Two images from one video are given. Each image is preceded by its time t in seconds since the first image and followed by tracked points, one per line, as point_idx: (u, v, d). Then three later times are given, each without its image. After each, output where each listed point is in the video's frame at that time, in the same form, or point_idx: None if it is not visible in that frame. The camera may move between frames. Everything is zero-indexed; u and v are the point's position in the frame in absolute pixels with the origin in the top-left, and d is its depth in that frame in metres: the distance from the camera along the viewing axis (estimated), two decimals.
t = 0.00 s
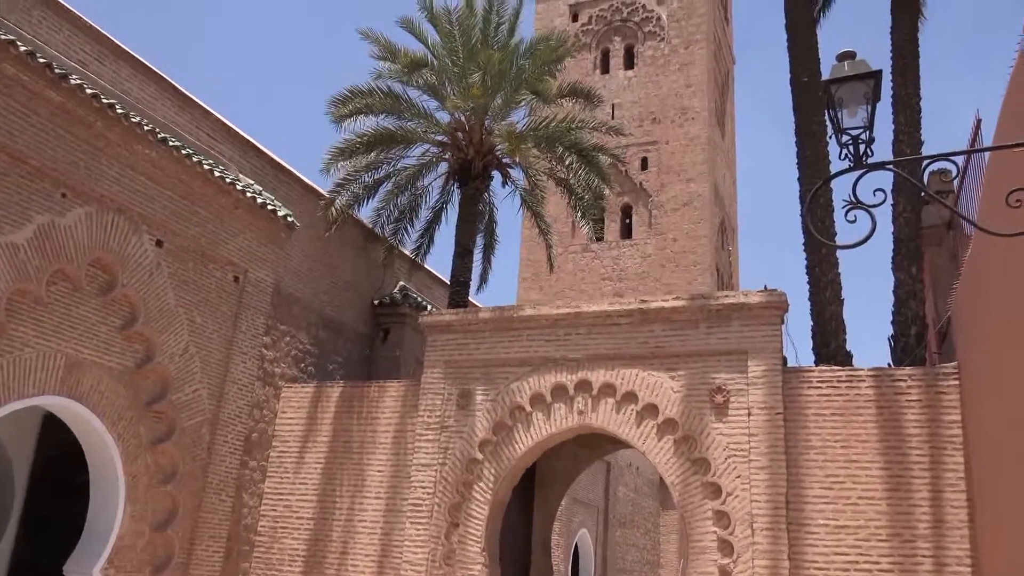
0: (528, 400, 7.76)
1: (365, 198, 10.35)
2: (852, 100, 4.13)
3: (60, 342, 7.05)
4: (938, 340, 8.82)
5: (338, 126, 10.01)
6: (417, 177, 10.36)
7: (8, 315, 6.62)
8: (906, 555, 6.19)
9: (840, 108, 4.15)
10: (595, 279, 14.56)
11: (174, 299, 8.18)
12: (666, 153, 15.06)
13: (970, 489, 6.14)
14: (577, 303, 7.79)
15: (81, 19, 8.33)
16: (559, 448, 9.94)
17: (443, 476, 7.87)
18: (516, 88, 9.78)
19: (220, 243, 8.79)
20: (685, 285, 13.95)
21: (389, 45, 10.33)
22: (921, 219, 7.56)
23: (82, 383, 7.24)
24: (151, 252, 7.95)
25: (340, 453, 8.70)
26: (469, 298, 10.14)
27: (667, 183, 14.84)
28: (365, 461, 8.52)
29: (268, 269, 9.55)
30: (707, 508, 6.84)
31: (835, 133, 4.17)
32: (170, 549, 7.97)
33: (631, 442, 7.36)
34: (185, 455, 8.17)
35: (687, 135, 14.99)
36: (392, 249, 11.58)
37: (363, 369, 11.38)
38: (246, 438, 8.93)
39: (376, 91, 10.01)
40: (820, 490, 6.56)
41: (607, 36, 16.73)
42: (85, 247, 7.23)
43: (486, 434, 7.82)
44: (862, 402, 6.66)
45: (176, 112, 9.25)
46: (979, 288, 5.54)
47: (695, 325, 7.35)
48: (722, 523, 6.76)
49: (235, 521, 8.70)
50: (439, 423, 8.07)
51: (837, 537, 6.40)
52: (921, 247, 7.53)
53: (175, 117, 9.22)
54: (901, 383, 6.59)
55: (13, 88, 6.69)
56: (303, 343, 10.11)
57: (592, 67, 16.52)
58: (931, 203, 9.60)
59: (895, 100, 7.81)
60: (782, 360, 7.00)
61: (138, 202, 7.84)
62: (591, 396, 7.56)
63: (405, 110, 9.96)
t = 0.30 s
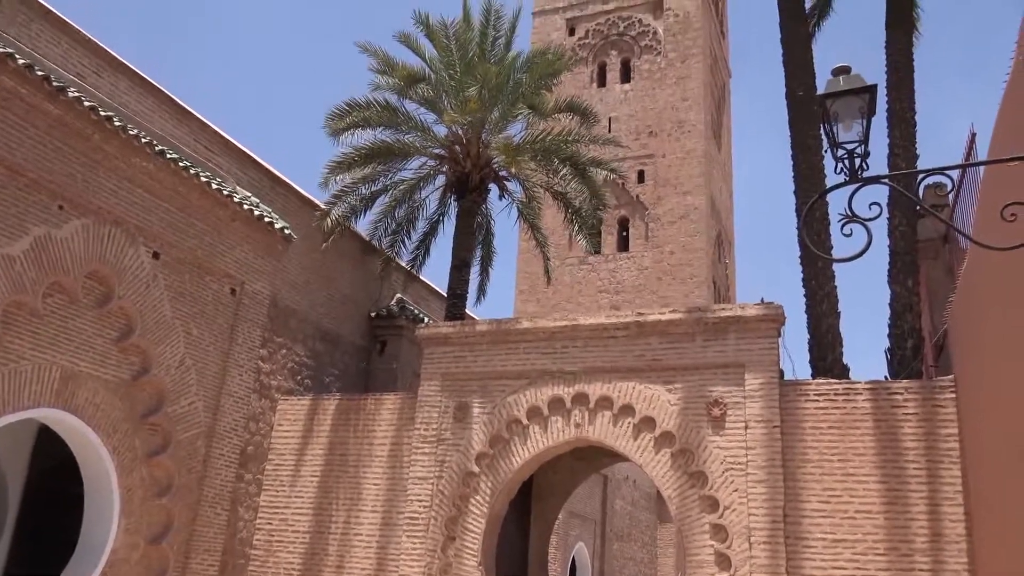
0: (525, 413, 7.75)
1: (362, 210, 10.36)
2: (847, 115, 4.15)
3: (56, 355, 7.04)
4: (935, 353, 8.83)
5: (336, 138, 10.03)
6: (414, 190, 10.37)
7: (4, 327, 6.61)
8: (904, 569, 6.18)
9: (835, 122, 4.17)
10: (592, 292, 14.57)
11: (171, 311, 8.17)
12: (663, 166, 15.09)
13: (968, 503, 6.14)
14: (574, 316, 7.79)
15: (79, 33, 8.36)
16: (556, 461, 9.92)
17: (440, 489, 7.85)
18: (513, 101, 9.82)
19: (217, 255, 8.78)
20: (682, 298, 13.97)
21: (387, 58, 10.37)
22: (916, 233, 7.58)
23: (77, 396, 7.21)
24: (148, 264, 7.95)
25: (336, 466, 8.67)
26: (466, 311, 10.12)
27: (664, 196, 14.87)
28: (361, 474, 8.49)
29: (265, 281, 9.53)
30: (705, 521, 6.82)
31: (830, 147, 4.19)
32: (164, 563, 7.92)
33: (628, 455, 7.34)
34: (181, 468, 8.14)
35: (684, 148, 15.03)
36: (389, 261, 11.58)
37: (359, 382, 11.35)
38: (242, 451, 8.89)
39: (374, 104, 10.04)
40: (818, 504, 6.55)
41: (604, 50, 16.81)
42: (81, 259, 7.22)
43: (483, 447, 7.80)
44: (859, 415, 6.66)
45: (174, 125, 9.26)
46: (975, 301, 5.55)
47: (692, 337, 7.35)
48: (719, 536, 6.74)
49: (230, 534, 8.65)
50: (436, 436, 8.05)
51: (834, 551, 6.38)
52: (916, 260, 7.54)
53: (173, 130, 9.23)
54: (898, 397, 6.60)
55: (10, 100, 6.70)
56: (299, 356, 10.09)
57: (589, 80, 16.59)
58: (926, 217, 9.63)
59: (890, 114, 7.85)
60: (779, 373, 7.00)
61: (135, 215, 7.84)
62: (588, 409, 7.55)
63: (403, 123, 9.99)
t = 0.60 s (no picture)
0: (521, 427, 7.73)
1: (359, 224, 10.37)
2: (842, 130, 4.17)
3: (51, 368, 7.01)
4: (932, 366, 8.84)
5: (333, 152, 10.05)
6: (411, 203, 10.39)
7: None
8: None
9: (830, 137, 4.19)
10: (589, 305, 14.58)
11: (166, 324, 8.15)
12: (659, 180, 15.13)
13: (965, 518, 6.12)
14: (571, 330, 7.79)
15: (78, 46, 8.38)
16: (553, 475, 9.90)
17: (436, 503, 7.82)
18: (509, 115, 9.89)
19: (213, 269, 8.77)
20: (678, 311, 13.99)
21: (385, 73, 10.41)
22: (912, 247, 7.61)
23: (72, 409, 7.18)
24: (144, 278, 7.94)
25: (332, 480, 8.64)
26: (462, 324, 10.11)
27: (660, 210, 14.91)
28: (357, 488, 8.45)
29: (261, 294, 9.52)
30: (702, 536, 6.80)
31: (825, 162, 4.21)
32: None
33: (625, 469, 7.32)
34: (176, 483, 8.10)
35: (680, 163, 15.08)
36: (386, 275, 11.58)
37: (355, 395, 11.33)
38: (237, 465, 8.85)
39: (371, 118, 10.07)
40: (815, 519, 6.53)
41: (601, 64, 16.89)
42: (77, 272, 7.21)
43: (479, 461, 7.77)
44: (856, 429, 6.66)
45: (171, 138, 9.28)
46: (971, 316, 5.56)
47: (688, 351, 7.35)
48: (716, 551, 6.72)
49: (225, 549, 8.60)
50: (432, 449, 8.02)
51: (832, 566, 6.36)
52: (912, 274, 7.56)
53: (171, 143, 9.25)
54: (894, 411, 6.59)
55: (9, 114, 6.71)
56: (295, 369, 10.07)
57: (585, 94, 16.66)
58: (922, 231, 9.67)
59: (885, 129, 7.89)
60: (775, 387, 7.00)
61: (132, 228, 7.84)
62: (585, 423, 7.53)
63: (400, 137, 10.02)
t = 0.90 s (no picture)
0: (518, 441, 7.70)
1: (356, 238, 10.38)
2: (838, 145, 4.18)
3: (46, 382, 6.99)
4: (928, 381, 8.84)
5: (330, 166, 10.06)
6: (408, 218, 10.40)
7: None
8: None
9: (826, 153, 4.20)
10: (586, 319, 14.58)
11: (162, 338, 8.13)
12: (656, 194, 15.17)
13: (962, 533, 6.11)
14: (567, 344, 7.78)
15: (76, 61, 8.40)
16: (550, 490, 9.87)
17: (432, 518, 7.78)
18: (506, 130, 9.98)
19: (209, 282, 8.76)
20: (674, 325, 13.99)
21: (382, 88, 10.44)
22: (908, 262, 7.62)
23: (66, 424, 7.15)
24: (140, 292, 7.93)
25: (327, 495, 8.60)
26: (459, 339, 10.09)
27: (657, 224, 14.93)
28: (352, 503, 8.41)
29: (258, 308, 9.50)
30: (699, 552, 6.78)
31: (821, 178, 4.22)
32: None
33: (621, 484, 7.30)
34: (170, 498, 8.06)
35: (676, 177, 15.13)
36: (382, 288, 11.57)
37: (351, 410, 11.30)
38: (232, 480, 8.80)
39: (369, 133, 10.10)
40: (812, 534, 6.51)
41: (597, 79, 16.92)
42: (73, 286, 7.20)
43: (476, 476, 7.74)
44: (853, 444, 6.65)
45: (169, 152, 9.29)
46: (967, 331, 5.57)
47: (685, 366, 7.35)
48: (713, 567, 6.70)
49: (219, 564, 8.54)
50: (429, 464, 8.00)
51: None
52: (908, 289, 7.57)
53: (168, 157, 9.26)
54: (891, 426, 6.59)
55: (6, 128, 6.72)
56: (291, 383, 10.04)
57: (582, 109, 16.72)
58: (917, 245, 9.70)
59: (880, 144, 7.92)
60: (772, 402, 7.00)
61: (128, 242, 7.84)
62: (582, 438, 7.51)
63: (397, 152, 10.05)
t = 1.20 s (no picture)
0: (514, 457, 7.68)
1: (353, 252, 10.38)
2: (834, 163, 4.20)
3: (41, 397, 6.96)
4: (926, 397, 8.84)
5: (328, 181, 10.08)
6: (405, 232, 10.41)
7: None
8: None
9: (822, 169, 4.21)
10: (583, 334, 14.58)
11: (158, 353, 8.11)
12: (652, 210, 15.21)
13: (960, 550, 6.08)
14: (564, 359, 7.77)
15: (74, 75, 8.41)
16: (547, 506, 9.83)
17: (428, 534, 7.74)
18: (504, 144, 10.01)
19: (205, 297, 8.75)
20: (671, 340, 13.99)
21: (380, 104, 10.47)
22: (904, 278, 7.63)
23: (61, 439, 7.11)
24: (136, 306, 7.91)
25: (322, 510, 8.55)
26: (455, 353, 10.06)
27: (654, 239, 14.96)
28: (347, 519, 8.37)
29: (254, 323, 9.48)
30: (696, 568, 6.74)
31: (817, 194, 4.23)
32: None
33: (618, 500, 7.27)
34: (164, 514, 8.01)
35: (673, 193, 15.16)
36: (379, 303, 11.56)
37: (348, 425, 11.27)
38: (227, 495, 8.75)
39: (366, 148, 10.13)
40: (810, 551, 6.48)
41: (595, 95, 16.98)
42: (69, 300, 7.18)
43: (472, 492, 7.71)
44: (851, 460, 6.63)
45: (166, 167, 9.29)
46: (963, 348, 5.57)
47: (682, 382, 7.34)
48: None
49: None
50: (425, 480, 7.96)
51: None
52: (904, 305, 7.58)
53: (166, 172, 9.27)
54: (888, 442, 6.58)
55: (4, 143, 6.72)
56: (287, 399, 10.01)
57: (579, 124, 16.79)
58: (913, 261, 9.71)
59: (875, 161, 7.95)
60: (769, 418, 6.99)
61: (125, 257, 7.83)
62: (579, 454, 7.49)
63: (395, 167, 10.07)
